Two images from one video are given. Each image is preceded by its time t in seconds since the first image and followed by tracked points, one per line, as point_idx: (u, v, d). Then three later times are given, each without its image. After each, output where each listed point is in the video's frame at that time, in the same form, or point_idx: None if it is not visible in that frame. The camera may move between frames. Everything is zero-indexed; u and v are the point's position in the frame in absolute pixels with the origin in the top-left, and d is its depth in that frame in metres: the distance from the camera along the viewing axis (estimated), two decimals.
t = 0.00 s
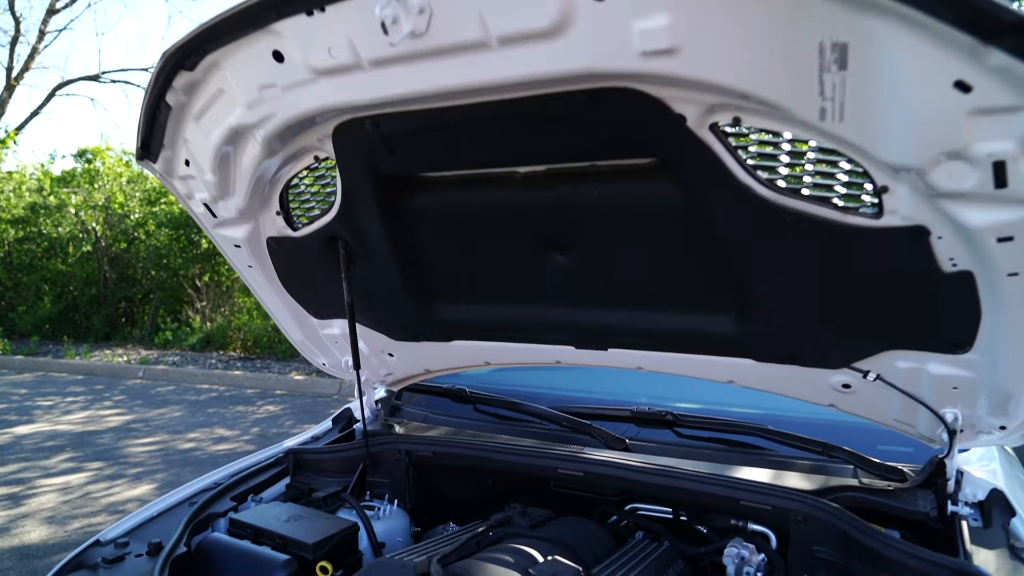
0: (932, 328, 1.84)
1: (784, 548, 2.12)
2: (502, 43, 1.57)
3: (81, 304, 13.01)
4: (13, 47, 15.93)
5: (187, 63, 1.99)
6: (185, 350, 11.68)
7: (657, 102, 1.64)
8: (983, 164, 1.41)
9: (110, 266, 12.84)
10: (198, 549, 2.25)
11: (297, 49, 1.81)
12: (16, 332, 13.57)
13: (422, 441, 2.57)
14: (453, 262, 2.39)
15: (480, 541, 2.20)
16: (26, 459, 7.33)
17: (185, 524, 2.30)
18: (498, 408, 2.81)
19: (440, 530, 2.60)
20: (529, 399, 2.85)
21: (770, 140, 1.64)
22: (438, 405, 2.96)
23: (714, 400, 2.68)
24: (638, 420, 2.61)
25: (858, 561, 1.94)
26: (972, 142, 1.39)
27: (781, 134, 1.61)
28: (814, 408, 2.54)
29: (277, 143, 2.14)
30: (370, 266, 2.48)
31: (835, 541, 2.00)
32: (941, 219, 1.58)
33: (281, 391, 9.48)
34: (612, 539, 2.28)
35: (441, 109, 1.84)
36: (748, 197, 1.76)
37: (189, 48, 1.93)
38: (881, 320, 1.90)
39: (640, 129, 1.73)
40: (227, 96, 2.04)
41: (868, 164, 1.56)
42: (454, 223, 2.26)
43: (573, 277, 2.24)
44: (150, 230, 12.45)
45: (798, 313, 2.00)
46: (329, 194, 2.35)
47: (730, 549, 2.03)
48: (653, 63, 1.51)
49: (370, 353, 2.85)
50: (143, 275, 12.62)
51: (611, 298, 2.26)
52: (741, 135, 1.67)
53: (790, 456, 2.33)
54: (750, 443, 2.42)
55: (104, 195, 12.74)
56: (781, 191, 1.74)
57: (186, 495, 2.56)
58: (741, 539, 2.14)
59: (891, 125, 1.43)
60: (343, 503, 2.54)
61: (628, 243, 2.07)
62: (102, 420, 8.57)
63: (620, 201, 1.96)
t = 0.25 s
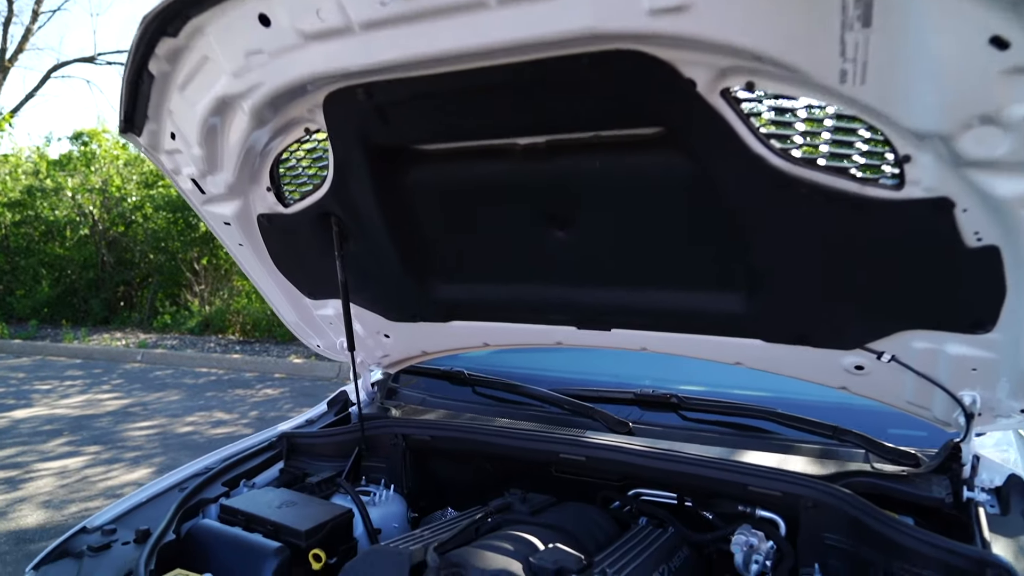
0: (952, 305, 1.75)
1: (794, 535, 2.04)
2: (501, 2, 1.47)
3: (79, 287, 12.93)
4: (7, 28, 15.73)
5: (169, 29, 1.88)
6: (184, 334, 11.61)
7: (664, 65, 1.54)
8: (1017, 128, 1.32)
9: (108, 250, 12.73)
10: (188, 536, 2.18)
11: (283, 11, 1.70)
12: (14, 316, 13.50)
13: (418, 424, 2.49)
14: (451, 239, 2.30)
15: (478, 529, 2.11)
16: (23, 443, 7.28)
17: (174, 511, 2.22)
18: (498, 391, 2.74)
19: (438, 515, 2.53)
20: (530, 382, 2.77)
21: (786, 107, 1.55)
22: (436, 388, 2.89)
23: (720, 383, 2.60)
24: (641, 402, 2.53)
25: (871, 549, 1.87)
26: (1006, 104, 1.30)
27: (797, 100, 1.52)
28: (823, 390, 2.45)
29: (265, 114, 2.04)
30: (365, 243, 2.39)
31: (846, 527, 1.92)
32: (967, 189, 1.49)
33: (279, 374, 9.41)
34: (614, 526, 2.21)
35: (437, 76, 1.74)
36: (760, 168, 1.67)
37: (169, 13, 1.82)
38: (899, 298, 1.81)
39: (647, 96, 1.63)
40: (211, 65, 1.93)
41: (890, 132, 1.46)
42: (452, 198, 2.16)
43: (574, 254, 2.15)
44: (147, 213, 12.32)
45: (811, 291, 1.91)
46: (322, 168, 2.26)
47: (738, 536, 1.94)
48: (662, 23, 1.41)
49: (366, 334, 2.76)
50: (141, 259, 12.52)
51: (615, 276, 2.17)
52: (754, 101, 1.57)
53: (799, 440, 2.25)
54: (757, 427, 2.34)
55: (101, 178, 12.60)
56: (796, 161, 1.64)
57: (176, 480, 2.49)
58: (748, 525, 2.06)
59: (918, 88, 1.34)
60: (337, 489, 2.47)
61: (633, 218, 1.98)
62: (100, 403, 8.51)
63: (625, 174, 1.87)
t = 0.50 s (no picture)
0: (974, 283, 1.67)
1: (803, 522, 1.97)
2: None
3: (77, 270, 12.84)
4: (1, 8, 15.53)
5: None
6: (182, 316, 11.53)
7: (672, 25, 1.44)
8: None
9: (105, 232, 12.62)
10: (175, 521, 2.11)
11: None
12: (12, 299, 13.41)
13: (414, 407, 2.41)
14: (447, 215, 2.21)
15: (475, 516, 2.03)
16: (21, 426, 7.22)
17: (162, 497, 2.15)
18: (496, 373, 2.65)
19: (436, 500, 2.47)
20: (530, 363, 2.69)
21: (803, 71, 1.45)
22: (433, 370, 2.81)
23: (726, 364, 2.51)
24: (644, 385, 2.44)
25: (884, 537, 1.79)
26: None
27: (814, 63, 1.42)
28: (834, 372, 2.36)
29: (252, 81, 1.94)
30: (358, 219, 2.30)
31: (859, 514, 1.84)
32: (995, 158, 1.40)
33: (278, 357, 9.35)
34: (616, 512, 2.13)
35: (431, 40, 1.65)
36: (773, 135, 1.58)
37: None
38: (917, 274, 1.73)
39: (654, 59, 1.53)
40: (194, 29, 1.83)
41: (915, 97, 1.37)
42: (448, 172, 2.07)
43: (576, 229, 2.06)
44: (145, 195, 12.20)
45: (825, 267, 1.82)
46: (312, 140, 2.17)
47: (745, 524, 1.84)
48: None
49: (361, 315, 2.68)
50: (139, 241, 12.41)
51: (618, 253, 2.08)
52: (768, 64, 1.47)
53: (808, 423, 2.17)
54: (765, 410, 2.25)
55: (97, 160, 12.45)
56: (812, 129, 1.55)
57: (165, 465, 2.41)
58: (756, 512, 1.99)
59: (949, 48, 1.24)
60: (331, 474, 2.39)
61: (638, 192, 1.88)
62: (97, 386, 8.45)
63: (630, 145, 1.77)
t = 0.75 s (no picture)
0: (998, 257, 1.58)
1: (813, 508, 1.90)
2: None
3: (75, 251, 12.73)
4: None
5: None
6: (181, 297, 11.44)
7: None
8: None
9: (102, 214, 12.49)
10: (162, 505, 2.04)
11: None
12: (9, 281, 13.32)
13: (410, 389, 2.34)
14: (443, 189, 2.11)
15: (473, 501, 1.96)
16: (17, 408, 7.17)
17: (149, 481, 2.08)
18: (494, 354, 2.57)
19: (433, 484, 2.39)
20: (529, 343, 2.61)
21: (821, 30, 1.36)
22: (430, 350, 2.73)
23: (732, 345, 2.42)
24: (647, 365, 2.36)
25: (898, 524, 1.71)
26: None
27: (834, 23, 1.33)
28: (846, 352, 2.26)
29: (237, 46, 1.84)
30: (351, 193, 2.21)
31: (871, 501, 1.76)
32: None
33: (277, 338, 9.27)
34: (618, 497, 2.06)
35: None
36: (787, 99, 1.49)
37: None
38: (937, 249, 1.64)
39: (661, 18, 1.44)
40: None
41: (943, 57, 1.28)
42: (443, 143, 1.97)
43: (578, 203, 1.97)
44: (142, 176, 12.06)
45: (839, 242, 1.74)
46: (302, 110, 2.07)
47: (753, 511, 1.77)
48: None
49: (355, 294, 2.60)
50: (136, 222, 12.28)
51: (621, 229, 1.99)
52: (784, 23, 1.39)
53: (817, 405, 2.09)
54: (773, 392, 2.16)
55: (93, 140, 12.28)
56: (829, 94, 1.46)
57: (153, 449, 2.34)
58: (763, 497, 1.91)
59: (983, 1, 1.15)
60: (324, 458, 2.32)
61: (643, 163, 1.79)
62: (95, 367, 8.38)
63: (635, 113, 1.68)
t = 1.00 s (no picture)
0: None
1: (822, 492, 1.83)
2: None
3: (72, 230, 12.60)
4: None
5: None
6: (179, 276, 11.35)
7: None
8: None
9: (99, 191, 12.30)
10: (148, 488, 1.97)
11: None
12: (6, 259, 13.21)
13: (405, 367, 2.26)
14: (439, 161, 2.02)
15: (470, 485, 1.89)
16: (14, 387, 7.11)
17: (134, 464, 2.01)
18: (493, 332, 2.49)
19: (429, 466, 2.33)
20: (528, 320, 2.53)
21: None
22: (427, 329, 2.65)
23: (740, 323, 2.33)
24: (650, 344, 2.28)
25: (912, 510, 1.65)
26: None
27: None
28: (859, 332, 2.18)
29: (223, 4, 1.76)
30: (343, 165, 2.12)
31: (885, 485, 1.69)
32: None
33: (276, 316, 9.19)
34: (620, 480, 1.99)
35: None
36: (806, 60, 1.39)
37: None
38: (960, 222, 1.56)
39: None
40: None
41: (979, 12, 1.20)
42: (439, 112, 1.88)
43: (581, 175, 1.88)
44: (138, 153, 11.89)
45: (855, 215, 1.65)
46: (289, 77, 1.97)
47: (761, 496, 1.70)
48: None
49: (349, 271, 2.52)
50: (133, 200, 12.14)
51: (626, 203, 1.90)
52: None
53: (827, 386, 2.02)
54: (781, 372, 2.09)
55: (89, 117, 12.05)
56: (851, 55, 1.37)
57: (140, 429, 2.26)
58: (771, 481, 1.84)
59: None
60: (317, 439, 2.25)
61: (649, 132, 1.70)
62: (92, 347, 8.31)
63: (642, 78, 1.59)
